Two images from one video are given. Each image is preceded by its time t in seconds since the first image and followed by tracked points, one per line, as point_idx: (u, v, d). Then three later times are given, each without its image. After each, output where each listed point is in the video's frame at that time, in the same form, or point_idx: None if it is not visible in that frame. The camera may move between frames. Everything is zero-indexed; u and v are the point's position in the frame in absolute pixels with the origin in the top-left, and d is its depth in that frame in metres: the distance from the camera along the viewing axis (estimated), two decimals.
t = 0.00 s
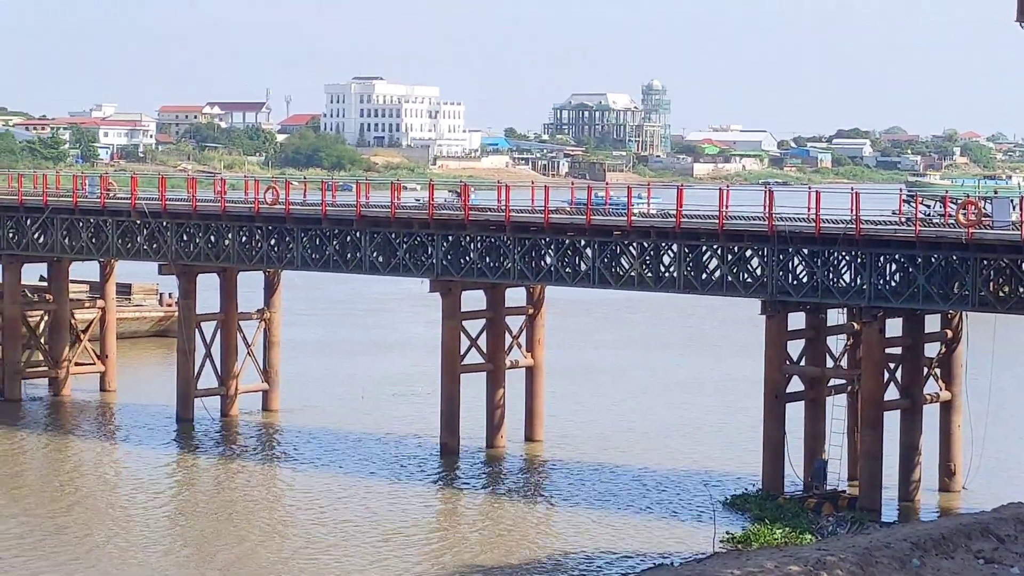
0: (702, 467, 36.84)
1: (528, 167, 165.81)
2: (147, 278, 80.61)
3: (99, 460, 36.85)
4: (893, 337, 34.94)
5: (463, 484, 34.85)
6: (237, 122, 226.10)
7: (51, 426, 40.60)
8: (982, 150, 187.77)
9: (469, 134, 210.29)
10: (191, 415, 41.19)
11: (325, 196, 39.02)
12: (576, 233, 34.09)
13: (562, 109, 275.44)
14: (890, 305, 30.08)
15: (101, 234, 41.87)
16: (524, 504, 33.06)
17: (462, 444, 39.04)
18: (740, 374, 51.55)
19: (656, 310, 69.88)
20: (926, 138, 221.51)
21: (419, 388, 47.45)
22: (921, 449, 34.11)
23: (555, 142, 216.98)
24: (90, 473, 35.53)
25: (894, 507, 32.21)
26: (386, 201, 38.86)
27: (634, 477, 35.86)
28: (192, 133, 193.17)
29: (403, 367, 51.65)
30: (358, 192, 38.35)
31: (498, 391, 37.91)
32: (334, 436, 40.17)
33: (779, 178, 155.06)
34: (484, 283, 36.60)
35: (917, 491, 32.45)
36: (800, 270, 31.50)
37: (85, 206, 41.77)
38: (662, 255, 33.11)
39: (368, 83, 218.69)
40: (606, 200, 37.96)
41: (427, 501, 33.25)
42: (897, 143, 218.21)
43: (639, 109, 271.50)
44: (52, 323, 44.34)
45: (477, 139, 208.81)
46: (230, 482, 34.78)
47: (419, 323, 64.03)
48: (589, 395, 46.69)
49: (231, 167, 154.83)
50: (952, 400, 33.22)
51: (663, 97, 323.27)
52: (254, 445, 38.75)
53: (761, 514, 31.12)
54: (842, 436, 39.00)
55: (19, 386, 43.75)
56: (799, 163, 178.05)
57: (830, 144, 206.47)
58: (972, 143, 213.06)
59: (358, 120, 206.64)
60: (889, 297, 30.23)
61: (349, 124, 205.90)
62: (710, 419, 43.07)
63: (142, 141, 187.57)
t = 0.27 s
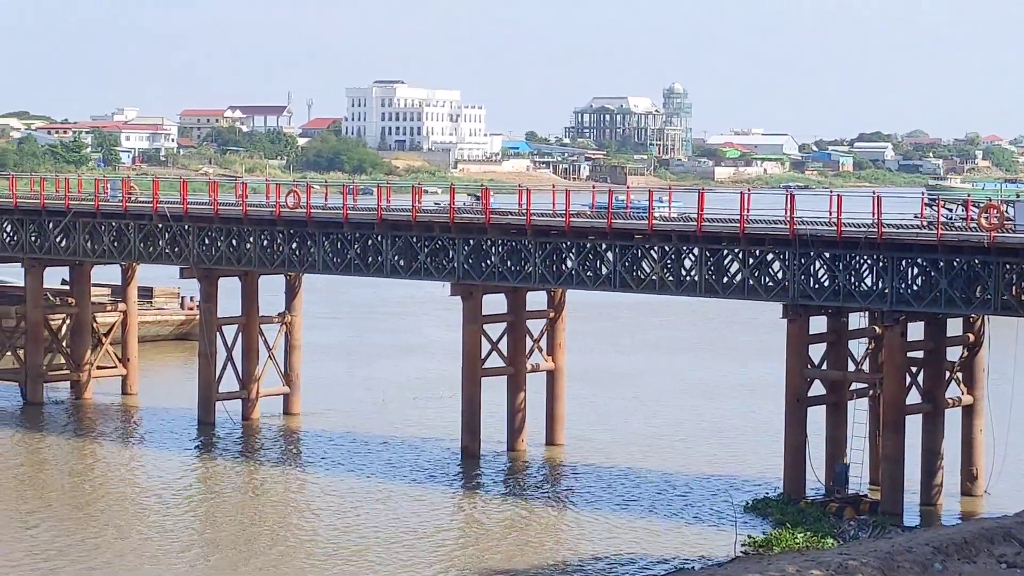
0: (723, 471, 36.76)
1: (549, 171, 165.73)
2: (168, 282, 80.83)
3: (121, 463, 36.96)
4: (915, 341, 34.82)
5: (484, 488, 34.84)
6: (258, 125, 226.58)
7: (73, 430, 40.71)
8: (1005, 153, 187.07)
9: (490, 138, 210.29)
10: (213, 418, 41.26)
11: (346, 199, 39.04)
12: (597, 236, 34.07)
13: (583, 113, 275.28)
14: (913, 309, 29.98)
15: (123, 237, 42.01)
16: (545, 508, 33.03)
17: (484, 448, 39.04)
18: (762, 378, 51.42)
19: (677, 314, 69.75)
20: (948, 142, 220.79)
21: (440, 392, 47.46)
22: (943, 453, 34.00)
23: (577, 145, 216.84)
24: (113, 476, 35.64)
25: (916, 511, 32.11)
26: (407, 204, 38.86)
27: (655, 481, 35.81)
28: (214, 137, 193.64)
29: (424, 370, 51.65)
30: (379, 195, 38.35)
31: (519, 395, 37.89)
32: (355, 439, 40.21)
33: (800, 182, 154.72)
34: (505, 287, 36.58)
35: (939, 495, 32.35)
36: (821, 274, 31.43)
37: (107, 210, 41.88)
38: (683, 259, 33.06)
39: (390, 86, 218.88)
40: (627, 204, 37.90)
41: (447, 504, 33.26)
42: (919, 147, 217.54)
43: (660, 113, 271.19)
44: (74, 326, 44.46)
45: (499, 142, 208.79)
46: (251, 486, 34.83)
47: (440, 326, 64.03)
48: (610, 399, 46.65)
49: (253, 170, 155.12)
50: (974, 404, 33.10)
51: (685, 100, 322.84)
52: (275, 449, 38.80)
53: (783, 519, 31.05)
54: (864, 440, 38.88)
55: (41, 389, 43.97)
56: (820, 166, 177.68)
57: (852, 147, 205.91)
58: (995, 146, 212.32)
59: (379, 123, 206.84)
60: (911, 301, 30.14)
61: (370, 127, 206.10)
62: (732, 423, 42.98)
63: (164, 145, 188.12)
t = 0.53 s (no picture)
0: (745, 475, 36.67)
1: (569, 174, 165.63)
2: (188, 286, 80.97)
3: (143, 466, 37.04)
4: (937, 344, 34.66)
5: (505, 491, 34.82)
6: (279, 129, 226.94)
7: (95, 433, 40.80)
8: None
9: (510, 142, 210.26)
10: (234, 422, 41.33)
11: (367, 202, 39.02)
12: (618, 240, 34.03)
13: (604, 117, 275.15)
14: (935, 313, 29.89)
15: (145, 241, 42.12)
16: (565, 511, 32.99)
17: (504, 451, 39.03)
18: (784, 383, 51.29)
19: (697, 318, 69.60)
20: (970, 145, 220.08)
21: (460, 395, 47.47)
22: (964, 457, 33.86)
23: (597, 149, 216.70)
24: (135, 479, 35.71)
25: (938, 515, 31.98)
26: (427, 208, 38.84)
27: (676, 484, 35.75)
28: (235, 141, 193.96)
29: (444, 374, 51.63)
30: (400, 199, 38.34)
31: (539, 399, 37.86)
32: (376, 443, 40.21)
33: (821, 185, 154.37)
34: (526, 291, 36.57)
35: (961, 499, 32.22)
36: (843, 278, 31.34)
37: (128, 214, 41.97)
38: (704, 263, 33.01)
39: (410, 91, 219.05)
40: (648, 208, 37.80)
41: (468, 508, 33.24)
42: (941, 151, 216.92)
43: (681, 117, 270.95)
44: (96, 329, 44.68)
45: (519, 146, 208.74)
46: (272, 489, 34.85)
47: (460, 330, 64.02)
48: (630, 403, 46.60)
49: (274, 174, 155.34)
50: (996, 407, 32.95)
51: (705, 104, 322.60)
52: (296, 452, 38.84)
53: (804, 523, 30.97)
54: (885, 444, 38.73)
55: (63, 392, 44.12)
56: (842, 170, 177.36)
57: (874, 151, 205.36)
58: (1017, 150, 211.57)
59: (400, 127, 207.02)
60: (933, 305, 30.03)
61: (391, 131, 206.31)
62: (753, 427, 42.88)
63: (185, 149, 188.47)
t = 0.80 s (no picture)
0: (767, 478, 36.60)
1: (591, 177, 165.56)
2: (211, 289, 81.16)
3: (165, 469, 37.14)
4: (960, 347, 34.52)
5: (526, 494, 34.80)
6: (301, 132, 227.36)
7: (117, 435, 40.90)
8: None
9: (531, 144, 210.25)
10: (255, 424, 41.40)
11: (389, 205, 39.04)
12: (639, 242, 33.99)
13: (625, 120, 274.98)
14: (957, 315, 29.79)
15: (167, 244, 42.18)
16: (587, 514, 32.97)
17: (525, 454, 39.01)
18: (806, 385, 51.20)
19: (720, 320, 69.49)
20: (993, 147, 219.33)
21: (482, 398, 47.47)
22: (987, 460, 33.72)
23: (619, 152, 216.58)
24: (157, 482, 35.81)
25: (961, 519, 31.86)
26: (448, 211, 38.84)
27: (698, 487, 35.70)
28: (257, 144, 194.39)
29: (466, 377, 51.65)
30: (421, 201, 38.35)
31: (561, 401, 37.83)
32: (397, 445, 40.24)
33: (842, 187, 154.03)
34: (547, 293, 36.56)
35: (983, 503, 32.09)
36: (865, 280, 31.26)
37: (150, 217, 42.04)
38: (726, 265, 32.96)
39: (432, 93, 219.25)
40: (669, 210, 37.75)
41: (489, 511, 33.25)
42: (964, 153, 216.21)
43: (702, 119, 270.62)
44: (118, 331, 44.77)
45: (540, 149, 208.72)
46: (294, 491, 34.89)
47: (482, 333, 64.04)
48: (652, 406, 46.54)
49: (295, 177, 155.62)
50: (1019, 411, 32.81)
51: (727, 106, 322.17)
52: (318, 454, 38.89)
53: (826, 526, 30.90)
54: (908, 447, 38.63)
55: (85, 394, 44.24)
56: (864, 172, 176.88)
57: (897, 153, 204.80)
58: None
59: (421, 130, 207.24)
60: (955, 308, 29.93)
61: (412, 134, 206.54)
62: (775, 430, 42.79)
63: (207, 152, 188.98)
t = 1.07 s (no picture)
0: (790, 481, 36.52)
1: (612, 179, 165.43)
2: (235, 291, 81.27)
3: (188, 470, 37.24)
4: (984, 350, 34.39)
5: (549, 496, 34.77)
6: (323, 135, 227.73)
7: (140, 438, 41.01)
8: None
9: (553, 146, 210.21)
10: (278, 426, 41.46)
11: (411, 207, 39.05)
12: (662, 245, 33.95)
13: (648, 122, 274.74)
14: (981, 318, 29.66)
15: (190, 246, 42.25)
16: (609, 516, 32.94)
17: (548, 456, 38.99)
18: (829, 388, 51.07)
19: (742, 323, 69.35)
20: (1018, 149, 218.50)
21: (505, 400, 47.49)
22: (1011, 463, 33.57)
23: (641, 154, 216.42)
24: (180, 483, 35.91)
25: (985, 522, 31.73)
26: (470, 213, 38.83)
27: (721, 490, 35.64)
28: (279, 146, 194.77)
29: (489, 379, 51.66)
30: (443, 204, 38.35)
31: (583, 404, 37.79)
32: (420, 448, 40.25)
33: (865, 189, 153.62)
34: (570, 296, 36.53)
35: (1008, 506, 31.95)
36: (888, 283, 31.17)
37: (174, 219, 42.13)
38: (748, 268, 32.90)
39: (454, 96, 219.40)
40: (692, 213, 37.69)
41: (512, 513, 33.24)
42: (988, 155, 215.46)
43: (725, 121, 270.27)
44: (141, 334, 44.81)
45: (562, 151, 208.65)
46: (317, 494, 34.94)
47: (504, 335, 64.04)
48: (676, 408, 46.48)
49: (317, 179, 155.88)
50: None
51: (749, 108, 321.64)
52: (340, 457, 38.93)
53: (849, 529, 30.82)
54: (932, 450, 38.49)
55: (109, 397, 44.35)
56: (887, 174, 176.50)
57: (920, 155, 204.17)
58: None
59: (443, 132, 207.37)
60: (979, 310, 29.82)
61: (434, 137, 206.69)
62: (799, 432, 42.70)
63: (230, 154, 189.40)
